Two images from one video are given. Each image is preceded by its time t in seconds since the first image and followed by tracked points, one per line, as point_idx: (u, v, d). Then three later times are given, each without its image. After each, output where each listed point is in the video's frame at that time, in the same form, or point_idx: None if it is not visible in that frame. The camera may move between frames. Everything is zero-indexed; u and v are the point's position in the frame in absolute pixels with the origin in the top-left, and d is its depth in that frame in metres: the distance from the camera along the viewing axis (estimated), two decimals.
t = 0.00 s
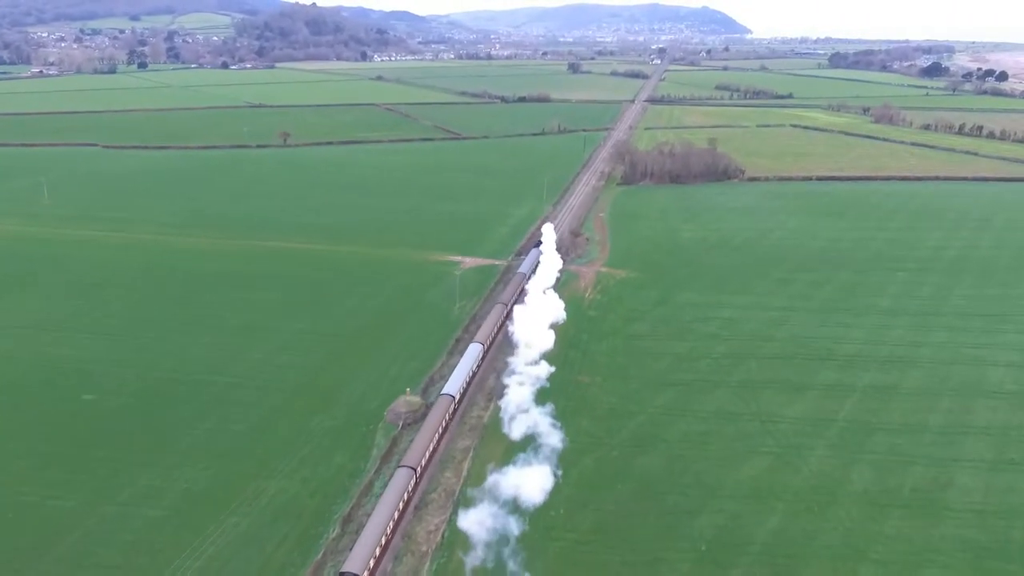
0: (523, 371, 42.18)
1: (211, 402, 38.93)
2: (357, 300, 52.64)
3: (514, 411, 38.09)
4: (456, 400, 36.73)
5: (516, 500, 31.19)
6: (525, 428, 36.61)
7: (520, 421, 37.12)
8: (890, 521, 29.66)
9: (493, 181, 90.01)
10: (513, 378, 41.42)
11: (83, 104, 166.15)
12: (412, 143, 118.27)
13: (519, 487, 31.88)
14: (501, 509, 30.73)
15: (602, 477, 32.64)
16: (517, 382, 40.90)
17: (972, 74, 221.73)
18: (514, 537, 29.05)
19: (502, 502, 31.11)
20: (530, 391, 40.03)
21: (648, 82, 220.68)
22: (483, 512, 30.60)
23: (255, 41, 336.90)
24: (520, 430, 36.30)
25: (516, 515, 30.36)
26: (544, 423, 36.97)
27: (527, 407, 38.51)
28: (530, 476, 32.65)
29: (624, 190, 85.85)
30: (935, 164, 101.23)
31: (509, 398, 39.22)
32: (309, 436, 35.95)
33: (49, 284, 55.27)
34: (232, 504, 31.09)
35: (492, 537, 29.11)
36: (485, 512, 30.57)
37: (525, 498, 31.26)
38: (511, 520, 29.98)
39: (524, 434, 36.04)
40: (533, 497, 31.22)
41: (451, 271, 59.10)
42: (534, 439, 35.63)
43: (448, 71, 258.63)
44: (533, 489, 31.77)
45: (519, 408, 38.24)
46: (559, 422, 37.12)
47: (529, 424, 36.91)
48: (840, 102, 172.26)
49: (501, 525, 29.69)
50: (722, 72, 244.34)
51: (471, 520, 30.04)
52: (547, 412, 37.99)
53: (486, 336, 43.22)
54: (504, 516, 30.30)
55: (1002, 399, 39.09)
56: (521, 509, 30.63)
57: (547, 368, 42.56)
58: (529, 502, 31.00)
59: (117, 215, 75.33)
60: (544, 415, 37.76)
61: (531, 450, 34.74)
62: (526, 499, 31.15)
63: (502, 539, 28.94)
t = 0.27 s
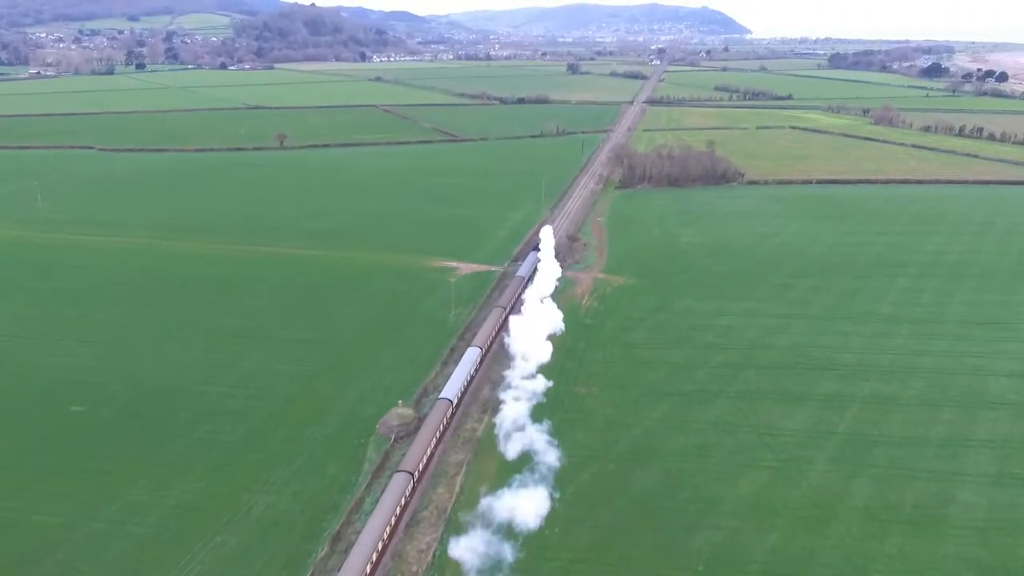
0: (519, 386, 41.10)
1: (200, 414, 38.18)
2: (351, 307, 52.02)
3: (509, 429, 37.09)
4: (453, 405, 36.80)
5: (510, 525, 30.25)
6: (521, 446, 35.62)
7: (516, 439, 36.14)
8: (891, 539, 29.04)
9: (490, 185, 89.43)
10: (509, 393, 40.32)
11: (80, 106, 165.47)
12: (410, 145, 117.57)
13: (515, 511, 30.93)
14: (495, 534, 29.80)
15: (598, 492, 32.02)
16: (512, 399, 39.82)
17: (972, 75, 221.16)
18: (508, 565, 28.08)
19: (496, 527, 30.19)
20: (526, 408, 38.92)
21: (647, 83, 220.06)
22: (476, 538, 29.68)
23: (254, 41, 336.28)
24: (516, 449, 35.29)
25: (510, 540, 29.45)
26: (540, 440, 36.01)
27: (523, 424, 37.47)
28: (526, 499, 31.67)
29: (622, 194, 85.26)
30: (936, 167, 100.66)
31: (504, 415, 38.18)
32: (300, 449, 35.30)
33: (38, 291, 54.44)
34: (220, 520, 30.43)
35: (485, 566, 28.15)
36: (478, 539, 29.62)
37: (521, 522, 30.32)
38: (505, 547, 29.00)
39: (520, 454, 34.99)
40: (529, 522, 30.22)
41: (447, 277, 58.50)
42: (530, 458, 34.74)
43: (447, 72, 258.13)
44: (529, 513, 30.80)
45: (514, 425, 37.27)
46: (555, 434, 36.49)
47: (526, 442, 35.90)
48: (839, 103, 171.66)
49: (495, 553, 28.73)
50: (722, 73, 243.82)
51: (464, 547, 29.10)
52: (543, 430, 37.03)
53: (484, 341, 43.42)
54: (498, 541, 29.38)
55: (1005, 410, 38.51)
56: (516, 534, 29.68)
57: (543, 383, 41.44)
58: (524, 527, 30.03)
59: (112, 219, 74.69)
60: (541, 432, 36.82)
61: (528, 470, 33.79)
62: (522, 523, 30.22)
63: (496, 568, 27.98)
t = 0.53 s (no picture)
0: (514, 404, 39.75)
1: (186, 429, 37.42)
2: (344, 316, 51.22)
3: (504, 449, 35.75)
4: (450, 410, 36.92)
5: (503, 555, 29.07)
6: (516, 468, 34.31)
7: (511, 461, 34.81)
8: (893, 562, 28.28)
9: (487, 189, 88.67)
10: (503, 411, 38.99)
11: (77, 108, 164.80)
12: (407, 148, 116.84)
13: (509, 540, 29.70)
14: (487, 564, 28.66)
15: (592, 512, 31.24)
16: (507, 417, 38.48)
17: (972, 76, 220.55)
18: None
19: (488, 557, 29.04)
20: (521, 427, 37.53)
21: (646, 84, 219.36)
22: (467, 568, 28.53)
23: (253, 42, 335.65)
24: (511, 471, 33.97)
25: (502, 570, 28.33)
26: (536, 461, 34.68)
27: (518, 444, 36.13)
28: (521, 526, 30.42)
29: (620, 198, 84.52)
30: (936, 170, 99.83)
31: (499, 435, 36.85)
32: (289, 466, 34.52)
33: (26, 299, 53.64)
34: (205, 542, 29.72)
35: None
36: (468, 571, 28.42)
37: (514, 552, 29.14)
38: None
39: (515, 477, 33.65)
40: (524, 553, 28.95)
41: (442, 284, 57.73)
42: (526, 478, 33.47)
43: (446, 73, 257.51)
44: (523, 542, 29.55)
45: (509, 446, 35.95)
46: (549, 450, 35.71)
47: (520, 464, 34.61)
48: (839, 104, 170.90)
49: None
50: (721, 73, 243.19)
51: None
52: (539, 450, 35.64)
53: (482, 345, 43.56)
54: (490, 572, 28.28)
55: (1009, 424, 37.75)
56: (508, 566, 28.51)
57: (539, 401, 40.06)
58: (518, 558, 28.81)
59: (105, 224, 73.96)
60: (537, 453, 35.44)
61: (523, 493, 32.49)
62: (514, 555, 28.97)
63: None
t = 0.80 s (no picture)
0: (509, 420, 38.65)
1: (175, 441, 36.76)
2: (338, 324, 50.53)
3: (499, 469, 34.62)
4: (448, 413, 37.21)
5: None
6: (511, 489, 33.19)
7: (506, 481, 33.73)
8: None
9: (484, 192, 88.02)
10: (498, 428, 37.84)
11: (74, 109, 164.20)
12: (404, 151, 116.25)
13: (503, 569, 28.60)
14: None
15: (587, 529, 30.57)
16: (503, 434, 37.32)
17: (972, 77, 220.00)
18: None
19: None
20: (517, 446, 36.37)
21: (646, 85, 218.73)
22: None
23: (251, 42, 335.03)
24: (506, 494, 32.84)
25: None
26: (532, 482, 33.57)
27: (513, 464, 35.02)
28: (516, 553, 29.31)
29: (618, 202, 83.86)
30: (937, 173, 99.10)
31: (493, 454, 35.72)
32: (278, 481, 33.86)
33: (15, 306, 52.99)
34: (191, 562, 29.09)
35: None
36: None
37: None
38: None
39: (510, 500, 32.50)
40: None
41: (438, 291, 57.04)
42: (521, 499, 32.46)
43: (445, 73, 256.87)
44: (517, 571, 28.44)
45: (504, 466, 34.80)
46: (544, 464, 35.00)
47: (516, 484, 33.50)
48: (839, 106, 170.24)
49: None
50: (721, 74, 242.67)
51: None
52: (536, 470, 34.50)
53: (478, 351, 43.29)
54: None
55: (1012, 437, 37.04)
56: None
57: (535, 417, 38.94)
58: None
59: (98, 229, 73.33)
60: (533, 473, 34.30)
61: (520, 516, 31.45)
62: None
63: None
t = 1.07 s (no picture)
0: (504, 437, 37.66)
1: (163, 453, 36.13)
2: (332, 332, 49.93)
3: (493, 490, 33.62)
4: (447, 416, 37.53)
5: None
6: (506, 511, 32.18)
7: (501, 503, 32.73)
8: None
9: (482, 196, 87.45)
10: (493, 447, 36.85)
11: (72, 111, 163.61)
12: (401, 153, 115.65)
13: None
14: None
15: (582, 546, 29.99)
16: (498, 454, 36.29)
17: (973, 77, 219.42)
18: None
19: None
20: (512, 465, 35.34)
21: (645, 86, 218.13)
22: None
23: (252, 43, 334.98)
24: (501, 517, 31.79)
25: None
26: (528, 503, 32.60)
27: (509, 484, 33.99)
28: None
29: (616, 206, 83.29)
30: (938, 176, 98.36)
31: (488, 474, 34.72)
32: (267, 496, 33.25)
33: (6, 313, 52.40)
34: None
35: None
36: None
37: None
38: None
39: (505, 523, 31.47)
40: None
41: (433, 297, 56.48)
42: (517, 521, 31.49)
43: (444, 74, 256.22)
44: None
45: (499, 486, 33.81)
46: (539, 478, 34.36)
47: (511, 506, 32.52)
48: (839, 107, 169.58)
49: None
50: (721, 75, 242.21)
51: None
52: (532, 491, 33.48)
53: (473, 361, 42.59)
54: None
55: (1016, 449, 36.40)
56: None
57: (531, 433, 37.89)
58: None
59: (93, 233, 72.76)
60: (529, 494, 33.27)
61: (516, 539, 30.46)
62: None
63: None
